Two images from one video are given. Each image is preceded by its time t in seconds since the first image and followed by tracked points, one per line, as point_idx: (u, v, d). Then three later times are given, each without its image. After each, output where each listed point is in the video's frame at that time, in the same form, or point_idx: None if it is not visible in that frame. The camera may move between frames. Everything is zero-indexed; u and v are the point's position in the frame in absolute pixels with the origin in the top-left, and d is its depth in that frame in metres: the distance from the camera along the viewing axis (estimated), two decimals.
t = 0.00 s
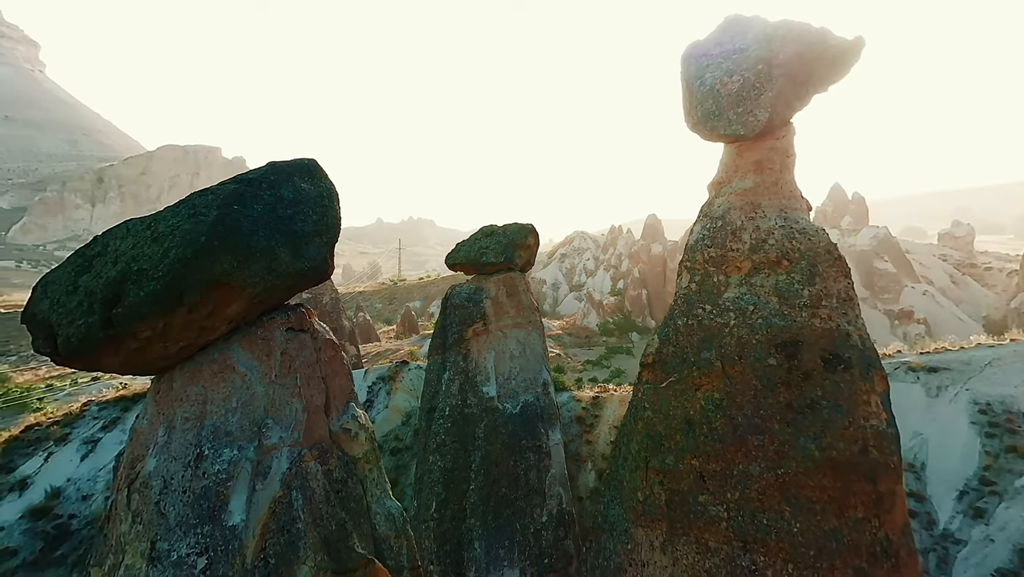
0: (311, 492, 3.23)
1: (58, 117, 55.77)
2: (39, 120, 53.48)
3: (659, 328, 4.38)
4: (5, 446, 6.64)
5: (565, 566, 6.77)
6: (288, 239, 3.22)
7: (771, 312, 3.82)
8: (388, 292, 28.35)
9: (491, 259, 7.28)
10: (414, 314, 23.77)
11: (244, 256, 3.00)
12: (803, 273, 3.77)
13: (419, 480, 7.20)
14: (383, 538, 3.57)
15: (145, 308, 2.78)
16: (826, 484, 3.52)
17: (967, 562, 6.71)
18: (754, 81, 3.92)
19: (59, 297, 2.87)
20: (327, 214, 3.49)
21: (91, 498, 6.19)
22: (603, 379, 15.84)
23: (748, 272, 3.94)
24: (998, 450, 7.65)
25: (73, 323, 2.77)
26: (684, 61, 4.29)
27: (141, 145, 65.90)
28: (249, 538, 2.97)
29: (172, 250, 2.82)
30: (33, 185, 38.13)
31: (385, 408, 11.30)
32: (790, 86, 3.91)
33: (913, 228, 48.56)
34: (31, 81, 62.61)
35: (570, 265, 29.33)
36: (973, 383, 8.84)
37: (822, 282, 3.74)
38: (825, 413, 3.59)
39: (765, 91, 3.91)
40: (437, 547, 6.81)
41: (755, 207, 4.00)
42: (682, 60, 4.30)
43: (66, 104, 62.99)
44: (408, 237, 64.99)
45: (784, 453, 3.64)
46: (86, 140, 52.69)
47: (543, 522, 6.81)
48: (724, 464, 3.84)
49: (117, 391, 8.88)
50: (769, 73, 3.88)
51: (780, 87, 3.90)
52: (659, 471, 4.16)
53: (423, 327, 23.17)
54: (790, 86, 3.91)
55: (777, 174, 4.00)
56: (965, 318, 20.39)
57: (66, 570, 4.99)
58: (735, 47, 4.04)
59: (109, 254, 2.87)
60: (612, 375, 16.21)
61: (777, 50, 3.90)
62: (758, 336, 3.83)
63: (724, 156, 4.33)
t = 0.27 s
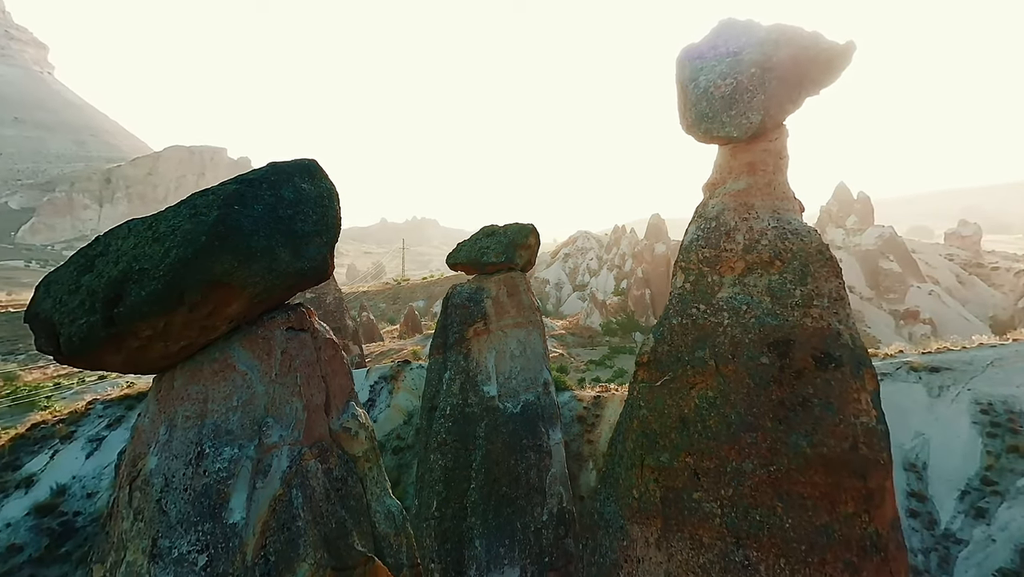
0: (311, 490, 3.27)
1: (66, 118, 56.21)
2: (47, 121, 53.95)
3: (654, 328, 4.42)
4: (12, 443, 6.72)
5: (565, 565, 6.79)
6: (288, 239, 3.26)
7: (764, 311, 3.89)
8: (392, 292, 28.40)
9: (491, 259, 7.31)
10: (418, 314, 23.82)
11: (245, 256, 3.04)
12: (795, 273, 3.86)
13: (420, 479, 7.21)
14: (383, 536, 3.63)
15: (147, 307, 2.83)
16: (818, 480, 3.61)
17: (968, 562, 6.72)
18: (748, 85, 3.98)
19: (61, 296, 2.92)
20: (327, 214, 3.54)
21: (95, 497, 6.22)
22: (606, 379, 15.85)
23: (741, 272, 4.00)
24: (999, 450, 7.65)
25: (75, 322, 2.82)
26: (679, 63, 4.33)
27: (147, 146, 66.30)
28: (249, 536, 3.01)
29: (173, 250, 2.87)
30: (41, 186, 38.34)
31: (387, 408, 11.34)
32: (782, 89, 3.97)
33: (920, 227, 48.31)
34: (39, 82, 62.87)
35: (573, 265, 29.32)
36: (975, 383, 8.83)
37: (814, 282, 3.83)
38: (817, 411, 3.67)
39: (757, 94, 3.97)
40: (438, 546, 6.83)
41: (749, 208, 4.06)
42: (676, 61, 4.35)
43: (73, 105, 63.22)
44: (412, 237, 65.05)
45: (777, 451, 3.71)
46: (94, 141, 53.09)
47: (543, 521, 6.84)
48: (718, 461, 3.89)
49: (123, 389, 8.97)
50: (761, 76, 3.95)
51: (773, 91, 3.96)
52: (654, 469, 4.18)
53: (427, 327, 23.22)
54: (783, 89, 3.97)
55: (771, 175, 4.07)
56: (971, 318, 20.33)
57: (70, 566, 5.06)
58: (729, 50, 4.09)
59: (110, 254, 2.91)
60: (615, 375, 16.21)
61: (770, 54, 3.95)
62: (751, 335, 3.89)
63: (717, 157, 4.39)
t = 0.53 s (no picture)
0: (312, 488, 3.32)
1: (75, 119, 56.80)
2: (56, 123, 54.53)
3: (649, 328, 4.50)
4: (19, 441, 6.81)
5: (566, 563, 6.75)
6: (288, 239, 3.31)
7: (758, 311, 3.96)
8: (396, 292, 28.46)
9: (492, 259, 7.34)
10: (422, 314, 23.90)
11: (245, 255, 3.08)
12: (788, 272, 3.92)
13: (421, 478, 7.26)
14: (383, 533, 3.69)
15: (149, 306, 2.88)
16: (810, 476, 3.70)
17: (970, 562, 6.72)
18: (741, 88, 4.03)
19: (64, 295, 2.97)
20: (327, 214, 3.57)
21: (101, 493, 6.20)
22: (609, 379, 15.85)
23: (735, 272, 4.07)
24: (1002, 450, 7.65)
25: (78, 321, 2.87)
26: (675, 65, 4.39)
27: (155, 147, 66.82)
28: (250, 533, 3.06)
29: (174, 250, 2.91)
30: (50, 188, 38.71)
31: (389, 407, 11.39)
32: (775, 93, 4.02)
33: (927, 227, 48.06)
34: (47, 84, 63.35)
35: (577, 264, 29.34)
36: (977, 383, 8.79)
37: (806, 282, 3.90)
38: (809, 409, 3.76)
39: (751, 97, 4.02)
40: (439, 544, 6.89)
41: (743, 209, 4.12)
42: (672, 64, 4.41)
43: (80, 106, 63.65)
44: (417, 237, 65.13)
45: (770, 448, 3.80)
46: (102, 143, 53.58)
47: (544, 520, 6.83)
48: (712, 459, 3.98)
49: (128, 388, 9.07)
50: (754, 80, 4.00)
51: (766, 94, 4.01)
52: (650, 466, 4.27)
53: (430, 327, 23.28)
54: (775, 93, 4.02)
55: (764, 177, 4.14)
56: (978, 318, 20.25)
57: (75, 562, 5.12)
58: (723, 54, 4.14)
59: (113, 254, 2.96)
60: (618, 374, 16.22)
61: (763, 57, 4.00)
62: (744, 335, 3.96)
63: (712, 159, 4.45)
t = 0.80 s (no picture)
0: (311, 486, 3.36)
1: (83, 120, 57.24)
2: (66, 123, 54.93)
3: (645, 327, 4.58)
4: (26, 439, 6.91)
5: (567, 562, 6.77)
6: (289, 240, 3.37)
7: (751, 311, 4.04)
8: (400, 292, 28.51)
9: (493, 259, 7.37)
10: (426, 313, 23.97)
11: (247, 255, 3.15)
12: (782, 272, 3.99)
13: (422, 476, 7.30)
14: (383, 532, 3.72)
15: (150, 305, 2.94)
16: (802, 473, 3.75)
17: (973, 562, 6.72)
18: (735, 90, 4.11)
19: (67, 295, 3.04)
20: (328, 215, 3.63)
21: (106, 491, 6.23)
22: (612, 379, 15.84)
23: (729, 273, 4.14)
24: (1004, 450, 7.65)
25: (81, 320, 2.93)
26: (671, 69, 4.48)
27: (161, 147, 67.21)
28: (251, 531, 3.12)
29: (176, 250, 2.96)
30: (59, 189, 39.03)
31: (391, 406, 11.43)
32: (769, 96, 4.10)
33: (935, 227, 47.79)
34: (56, 86, 63.82)
35: (581, 264, 29.32)
36: (980, 383, 8.77)
37: (799, 282, 3.97)
38: (801, 407, 3.82)
39: (744, 100, 4.10)
40: (440, 543, 6.94)
41: (737, 210, 4.20)
42: (668, 67, 4.50)
43: (88, 108, 64.06)
44: (421, 237, 65.17)
45: (763, 446, 3.86)
46: (110, 143, 53.95)
47: (545, 518, 6.87)
48: (707, 457, 4.05)
49: (134, 386, 9.17)
50: (748, 83, 4.08)
51: (760, 96, 4.08)
52: (645, 464, 4.35)
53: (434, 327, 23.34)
54: (769, 96, 4.10)
55: (758, 179, 4.20)
56: (986, 318, 20.15)
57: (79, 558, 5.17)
58: (718, 57, 4.23)
59: (115, 254, 3.01)
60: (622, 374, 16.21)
61: (756, 62, 4.09)
62: (738, 334, 4.05)
63: (708, 161, 4.52)
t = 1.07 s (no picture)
0: (312, 485, 3.42)
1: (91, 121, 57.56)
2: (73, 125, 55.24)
3: (641, 327, 4.68)
4: (33, 437, 6.95)
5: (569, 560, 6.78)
6: (291, 240, 3.46)
7: (745, 310, 4.15)
8: (403, 292, 28.56)
9: (494, 259, 7.39)
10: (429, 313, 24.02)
11: (248, 255, 3.23)
12: (775, 272, 4.11)
13: (424, 476, 7.38)
14: (384, 530, 3.76)
15: (152, 305, 3.01)
16: (795, 470, 3.89)
17: (974, 562, 6.75)
18: (729, 94, 4.18)
19: (70, 294, 3.13)
20: (328, 215, 3.70)
21: (112, 489, 6.01)
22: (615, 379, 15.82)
23: (724, 273, 4.24)
24: (1007, 450, 7.64)
25: (83, 320, 3.00)
26: (665, 71, 4.52)
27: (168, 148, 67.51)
28: (252, 529, 3.19)
29: (177, 250, 3.03)
30: (67, 189, 39.24)
31: (394, 405, 11.47)
32: (763, 99, 4.16)
33: (943, 227, 47.53)
34: (65, 87, 64.14)
35: (584, 264, 29.29)
36: (983, 383, 8.76)
37: (792, 282, 4.09)
38: (794, 405, 3.95)
39: (738, 103, 4.17)
40: (442, 542, 7.02)
41: (731, 211, 4.29)
42: (664, 69, 4.55)
43: (96, 108, 64.27)
44: (425, 237, 65.24)
45: (757, 443, 3.99)
46: (117, 144, 54.25)
47: (546, 517, 6.87)
48: (702, 454, 4.18)
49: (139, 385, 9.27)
50: (742, 86, 4.14)
51: (753, 99, 4.15)
52: (641, 462, 4.47)
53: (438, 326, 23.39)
54: (763, 99, 4.16)
55: (752, 180, 4.29)
56: (994, 318, 20.07)
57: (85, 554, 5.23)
58: (713, 60, 4.29)
59: (118, 255, 3.10)
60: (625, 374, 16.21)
61: (750, 65, 4.15)
62: (733, 333, 4.16)
63: (703, 162, 4.60)
